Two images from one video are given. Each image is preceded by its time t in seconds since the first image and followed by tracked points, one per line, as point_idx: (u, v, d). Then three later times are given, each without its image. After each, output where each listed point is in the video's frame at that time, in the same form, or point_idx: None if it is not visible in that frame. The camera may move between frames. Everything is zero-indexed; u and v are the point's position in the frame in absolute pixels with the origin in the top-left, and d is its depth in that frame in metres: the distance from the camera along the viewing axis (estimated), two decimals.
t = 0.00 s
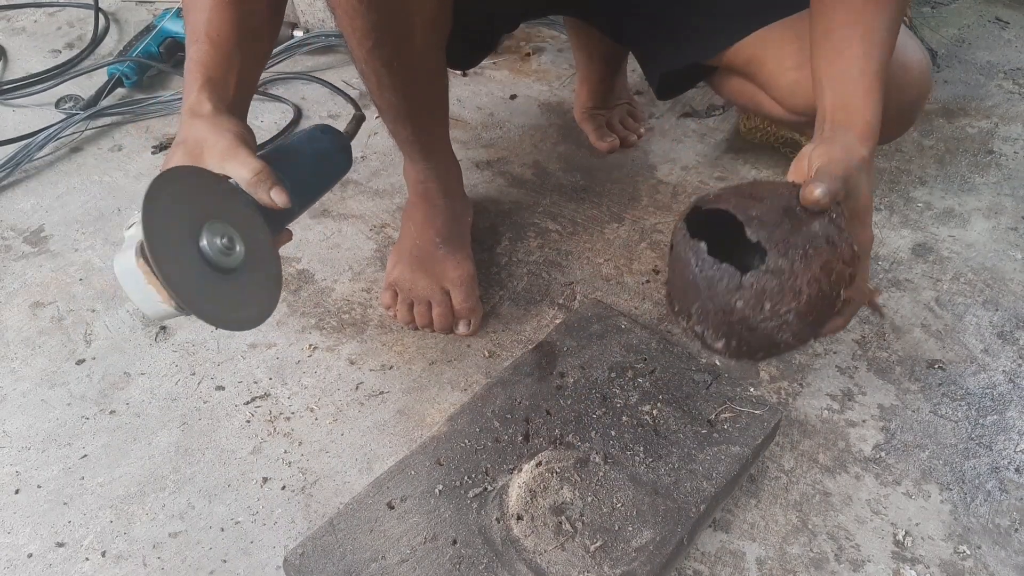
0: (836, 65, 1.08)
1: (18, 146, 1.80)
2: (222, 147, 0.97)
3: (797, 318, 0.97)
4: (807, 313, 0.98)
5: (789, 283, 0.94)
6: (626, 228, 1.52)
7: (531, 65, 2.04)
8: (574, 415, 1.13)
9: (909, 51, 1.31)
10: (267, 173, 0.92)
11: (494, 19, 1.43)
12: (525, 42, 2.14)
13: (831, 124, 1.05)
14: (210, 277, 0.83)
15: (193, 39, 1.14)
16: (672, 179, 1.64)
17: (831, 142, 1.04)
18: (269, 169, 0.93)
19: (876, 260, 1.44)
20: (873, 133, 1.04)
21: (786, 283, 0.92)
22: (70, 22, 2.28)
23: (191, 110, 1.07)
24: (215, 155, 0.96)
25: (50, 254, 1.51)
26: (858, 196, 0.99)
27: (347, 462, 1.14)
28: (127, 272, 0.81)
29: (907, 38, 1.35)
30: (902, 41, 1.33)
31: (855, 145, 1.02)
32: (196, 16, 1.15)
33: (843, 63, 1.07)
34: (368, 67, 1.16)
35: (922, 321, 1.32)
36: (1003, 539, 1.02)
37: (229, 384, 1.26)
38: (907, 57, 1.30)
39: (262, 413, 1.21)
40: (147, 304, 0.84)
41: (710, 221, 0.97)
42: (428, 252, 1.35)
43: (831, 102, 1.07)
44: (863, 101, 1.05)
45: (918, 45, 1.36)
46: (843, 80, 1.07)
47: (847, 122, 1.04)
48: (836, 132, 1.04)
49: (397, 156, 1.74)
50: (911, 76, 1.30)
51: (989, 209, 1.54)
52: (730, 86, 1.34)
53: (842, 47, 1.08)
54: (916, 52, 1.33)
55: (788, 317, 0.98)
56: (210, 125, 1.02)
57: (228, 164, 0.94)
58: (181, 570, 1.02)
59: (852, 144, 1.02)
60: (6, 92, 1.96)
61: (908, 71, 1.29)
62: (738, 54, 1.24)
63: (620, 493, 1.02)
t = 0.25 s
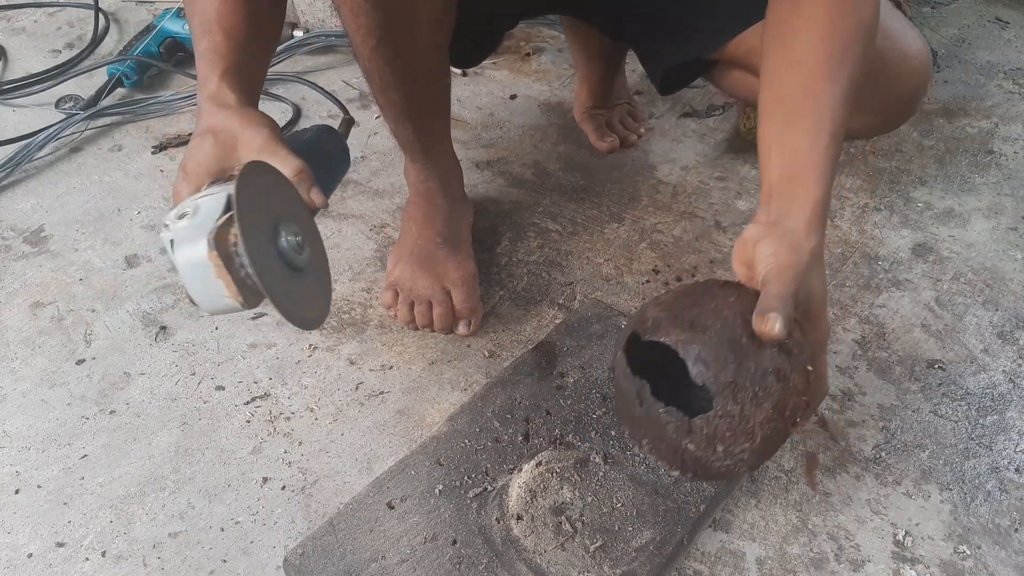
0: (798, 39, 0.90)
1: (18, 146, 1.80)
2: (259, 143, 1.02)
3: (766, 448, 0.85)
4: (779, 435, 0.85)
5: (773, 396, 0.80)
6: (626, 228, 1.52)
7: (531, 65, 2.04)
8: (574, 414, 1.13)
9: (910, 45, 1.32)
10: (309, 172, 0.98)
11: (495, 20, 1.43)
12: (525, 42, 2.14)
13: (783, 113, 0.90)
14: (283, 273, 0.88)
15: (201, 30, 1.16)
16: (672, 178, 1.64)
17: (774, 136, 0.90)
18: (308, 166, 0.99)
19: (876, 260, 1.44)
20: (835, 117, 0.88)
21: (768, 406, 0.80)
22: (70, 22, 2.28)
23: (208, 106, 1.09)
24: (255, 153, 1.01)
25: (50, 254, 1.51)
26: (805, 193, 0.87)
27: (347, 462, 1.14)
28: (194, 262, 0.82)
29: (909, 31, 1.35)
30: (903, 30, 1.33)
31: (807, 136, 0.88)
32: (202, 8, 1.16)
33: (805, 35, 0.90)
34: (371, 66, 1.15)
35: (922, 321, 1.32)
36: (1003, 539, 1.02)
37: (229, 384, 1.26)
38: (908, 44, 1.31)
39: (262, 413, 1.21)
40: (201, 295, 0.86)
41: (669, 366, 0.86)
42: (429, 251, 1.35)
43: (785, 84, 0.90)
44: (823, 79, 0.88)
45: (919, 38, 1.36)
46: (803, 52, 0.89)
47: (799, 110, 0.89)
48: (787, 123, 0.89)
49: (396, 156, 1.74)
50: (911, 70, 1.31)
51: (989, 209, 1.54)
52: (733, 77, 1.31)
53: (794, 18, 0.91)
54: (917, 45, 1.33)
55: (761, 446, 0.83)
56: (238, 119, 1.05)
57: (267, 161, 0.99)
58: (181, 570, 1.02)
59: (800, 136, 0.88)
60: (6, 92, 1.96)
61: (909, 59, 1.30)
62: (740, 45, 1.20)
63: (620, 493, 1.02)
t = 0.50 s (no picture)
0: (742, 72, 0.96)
1: (18, 146, 1.80)
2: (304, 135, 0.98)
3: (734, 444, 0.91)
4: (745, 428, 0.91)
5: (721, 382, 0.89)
6: (626, 228, 1.52)
7: (531, 65, 2.05)
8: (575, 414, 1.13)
9: (908, 49, 1.33)
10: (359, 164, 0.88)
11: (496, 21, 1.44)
12: (525, 42, 2.14)
13: (719, 142, 0.97)
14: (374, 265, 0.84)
15: (224, 26, 1.19)
16: (672, 179, 1.64)
17: (711, 163, 0.98)
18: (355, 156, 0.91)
19: (876, 260, 1.44)
20: (767, 149, 0.95)
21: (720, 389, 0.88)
22: (70, 22, 2.28)
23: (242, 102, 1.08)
24: (303, 146, 0.97)
25: (50, 254, 1.51)
26: (731, 218, 0.95)
27: (347, 462, 1.14)
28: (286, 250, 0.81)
29: (908, 35, 1.36)
30: (901, 32, 1.35)
31: (738, 167, 0.95)
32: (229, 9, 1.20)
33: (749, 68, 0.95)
34: (374, 65, 1.15)
35: (922, 321, 1.32)
36: (1003, 539, 1.02)
37: (229, 384, 1.26)
38: (905, 48, 1.33)
39: (262, 413, 1.21)
40: (285, 285, 0.84)
41: (609, 378, 1.02)
42: (430, 251, 1.35)
43: (724, 115, 0.97)
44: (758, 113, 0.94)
45: (918, 42, 1.37)
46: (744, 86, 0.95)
47: (733, 141, 0.96)
48: (721, 152, 0.97)
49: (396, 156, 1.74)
50: (909, 74, 1.32)
51: (989, 209, 1.54)
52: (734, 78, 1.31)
53: (740, 51, 0.96)
54: (915, 49, 1.34)
55: (730, 438, 0.90)
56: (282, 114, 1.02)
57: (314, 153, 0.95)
58: (181, 570, 1.02)
59: (730, 166, 0.96)
60: (6, 92, 1.96)
61: (905, 63, 1.32)
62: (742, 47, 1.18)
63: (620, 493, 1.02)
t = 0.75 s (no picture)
0: (731, 84, 1.00)
1: (19, 146, 1.80)
2: (326, 128, 1.04)
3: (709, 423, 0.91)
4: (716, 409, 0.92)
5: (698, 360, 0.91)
6: (625, 228, 1.52)
7: (531, 65, 2.05)
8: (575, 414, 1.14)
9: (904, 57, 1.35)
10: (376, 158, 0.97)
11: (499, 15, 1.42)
12: (525, 42, 2.15)
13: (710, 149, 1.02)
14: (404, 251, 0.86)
15: (238, 21, 1.24)
16: (671, 179, 1.64)
17: (701, 171, 1.03)
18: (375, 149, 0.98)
19: (875, 260, 1.45)
20: (756, 158, 1.00)
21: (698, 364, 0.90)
22: (71, 23, 2.29)
23: (260, 98, 1.13)
24: (324, 137, 1.02)
25: (51, 254, 1.51)
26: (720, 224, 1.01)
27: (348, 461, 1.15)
28: (321, 239, 0.82)
29: (906, 44, 1.38)
30: (899, 42, 1.37)
31: (725, 175, 1.00)
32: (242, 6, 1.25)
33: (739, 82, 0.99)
34: (377, 64, 1.14)
35: (921, 321, 1.32)
36: (1001, 539, 1.03)
37: (230, 384, 1.26)
38: (903, 57, 1.35)
39: (263, 412, 1.22)
40: (319, 274, 0.85)
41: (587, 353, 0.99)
42: (432, 252, 1.35)
43: (715, 125, 1.01)
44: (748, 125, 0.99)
45: (917, 52, 1.39)
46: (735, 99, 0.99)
47: (722, 150, 1.01)
48: (711, 161, 1.01)
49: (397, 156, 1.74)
50: (905, 80, 1.33)
51: (988, 209, 1.54)
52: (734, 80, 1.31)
53: (731, 65, 1.00)
54: (912, 58, 1.36)
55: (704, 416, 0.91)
56: (302, 108, 1.08)
57: (337, 144, 1.01)
58: (182, 569, 1.02)
59: (719, 174, 1.01)
60: (7, 93, 1.96)
61: (903, 72, 1.34)
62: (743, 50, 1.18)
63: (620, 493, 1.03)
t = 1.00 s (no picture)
0: (734, 80, 0.91)
1: (18, 145, 1.80)
2: (321, 115, 1.00)
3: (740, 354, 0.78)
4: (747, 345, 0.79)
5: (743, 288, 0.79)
6: (626, 228, 1.52)
7: (531, 65, 2.04)
8: (575, 414, 1.13)
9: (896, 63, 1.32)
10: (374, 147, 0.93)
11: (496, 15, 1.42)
12: (525, 42, 2.14)
13: (717, 147, 0.91)
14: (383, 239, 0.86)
15: (240, 8, 1.21)
16: (672, 178, 1.64)
17: (709, 169, 0.91)
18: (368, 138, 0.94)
19: (876, 260, 1.44)
20: (766, 156, 0.90)
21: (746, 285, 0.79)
22: (70, 22, 2.28)
23: (258, 83, 1.10)
24: (319, 124, 0.99)
25: (50, 254, 1.51)
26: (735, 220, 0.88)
27: (347, 462, 1.14)
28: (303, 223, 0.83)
29: (902, 51, 1.35)
30: (893, 49, 1.34)
31: (736, 172, 0.89)
32: None
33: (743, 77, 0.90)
34: (381, 65, 1.15)
35: (922, 322, 1.32)
36: (1003, 540, 1.02)
37: (229, 384, 1.26)
38: (897, 65, 1.32)
39: (262, 413, 1.21)
40: (301, 258, 0.86)
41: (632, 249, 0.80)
42: (432, 252, 1.35)
43: (718, 123, 0.92)
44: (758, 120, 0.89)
45: (914, 57, 1.36)
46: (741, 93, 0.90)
47: (730, 149, 0.90)
48: (721, 157, 0.90)
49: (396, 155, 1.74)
50: (896, 86, 1.30)
51: (989, 209, 1.54)
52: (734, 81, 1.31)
53: (734, 60, 0.91)
54: (906, 64, 1.33)
55: (740, 342, 0.77)
56: (299, 93, 1.04)
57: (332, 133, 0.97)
58: (181, 570, 1.02)
59: (728, 170, 0.90)
60: (6, 92, 1.96)
61: (892, 77, 1.30)
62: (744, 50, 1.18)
63: (621, 493, 1.02)
